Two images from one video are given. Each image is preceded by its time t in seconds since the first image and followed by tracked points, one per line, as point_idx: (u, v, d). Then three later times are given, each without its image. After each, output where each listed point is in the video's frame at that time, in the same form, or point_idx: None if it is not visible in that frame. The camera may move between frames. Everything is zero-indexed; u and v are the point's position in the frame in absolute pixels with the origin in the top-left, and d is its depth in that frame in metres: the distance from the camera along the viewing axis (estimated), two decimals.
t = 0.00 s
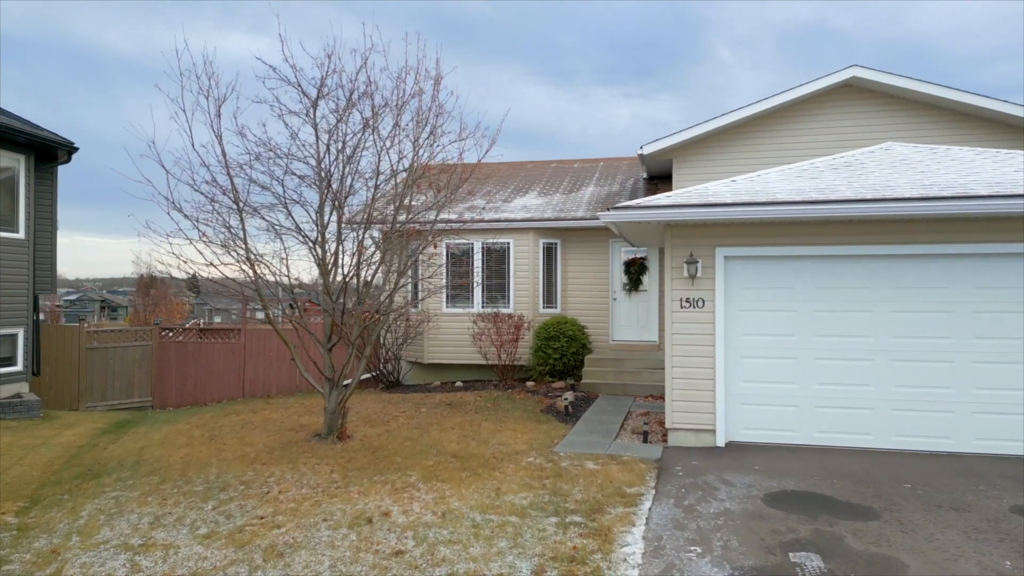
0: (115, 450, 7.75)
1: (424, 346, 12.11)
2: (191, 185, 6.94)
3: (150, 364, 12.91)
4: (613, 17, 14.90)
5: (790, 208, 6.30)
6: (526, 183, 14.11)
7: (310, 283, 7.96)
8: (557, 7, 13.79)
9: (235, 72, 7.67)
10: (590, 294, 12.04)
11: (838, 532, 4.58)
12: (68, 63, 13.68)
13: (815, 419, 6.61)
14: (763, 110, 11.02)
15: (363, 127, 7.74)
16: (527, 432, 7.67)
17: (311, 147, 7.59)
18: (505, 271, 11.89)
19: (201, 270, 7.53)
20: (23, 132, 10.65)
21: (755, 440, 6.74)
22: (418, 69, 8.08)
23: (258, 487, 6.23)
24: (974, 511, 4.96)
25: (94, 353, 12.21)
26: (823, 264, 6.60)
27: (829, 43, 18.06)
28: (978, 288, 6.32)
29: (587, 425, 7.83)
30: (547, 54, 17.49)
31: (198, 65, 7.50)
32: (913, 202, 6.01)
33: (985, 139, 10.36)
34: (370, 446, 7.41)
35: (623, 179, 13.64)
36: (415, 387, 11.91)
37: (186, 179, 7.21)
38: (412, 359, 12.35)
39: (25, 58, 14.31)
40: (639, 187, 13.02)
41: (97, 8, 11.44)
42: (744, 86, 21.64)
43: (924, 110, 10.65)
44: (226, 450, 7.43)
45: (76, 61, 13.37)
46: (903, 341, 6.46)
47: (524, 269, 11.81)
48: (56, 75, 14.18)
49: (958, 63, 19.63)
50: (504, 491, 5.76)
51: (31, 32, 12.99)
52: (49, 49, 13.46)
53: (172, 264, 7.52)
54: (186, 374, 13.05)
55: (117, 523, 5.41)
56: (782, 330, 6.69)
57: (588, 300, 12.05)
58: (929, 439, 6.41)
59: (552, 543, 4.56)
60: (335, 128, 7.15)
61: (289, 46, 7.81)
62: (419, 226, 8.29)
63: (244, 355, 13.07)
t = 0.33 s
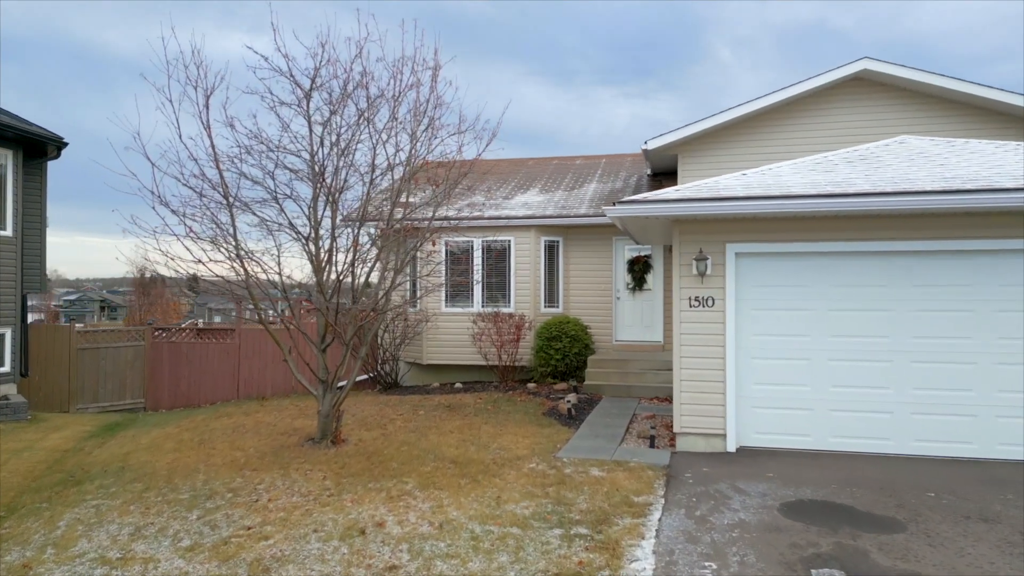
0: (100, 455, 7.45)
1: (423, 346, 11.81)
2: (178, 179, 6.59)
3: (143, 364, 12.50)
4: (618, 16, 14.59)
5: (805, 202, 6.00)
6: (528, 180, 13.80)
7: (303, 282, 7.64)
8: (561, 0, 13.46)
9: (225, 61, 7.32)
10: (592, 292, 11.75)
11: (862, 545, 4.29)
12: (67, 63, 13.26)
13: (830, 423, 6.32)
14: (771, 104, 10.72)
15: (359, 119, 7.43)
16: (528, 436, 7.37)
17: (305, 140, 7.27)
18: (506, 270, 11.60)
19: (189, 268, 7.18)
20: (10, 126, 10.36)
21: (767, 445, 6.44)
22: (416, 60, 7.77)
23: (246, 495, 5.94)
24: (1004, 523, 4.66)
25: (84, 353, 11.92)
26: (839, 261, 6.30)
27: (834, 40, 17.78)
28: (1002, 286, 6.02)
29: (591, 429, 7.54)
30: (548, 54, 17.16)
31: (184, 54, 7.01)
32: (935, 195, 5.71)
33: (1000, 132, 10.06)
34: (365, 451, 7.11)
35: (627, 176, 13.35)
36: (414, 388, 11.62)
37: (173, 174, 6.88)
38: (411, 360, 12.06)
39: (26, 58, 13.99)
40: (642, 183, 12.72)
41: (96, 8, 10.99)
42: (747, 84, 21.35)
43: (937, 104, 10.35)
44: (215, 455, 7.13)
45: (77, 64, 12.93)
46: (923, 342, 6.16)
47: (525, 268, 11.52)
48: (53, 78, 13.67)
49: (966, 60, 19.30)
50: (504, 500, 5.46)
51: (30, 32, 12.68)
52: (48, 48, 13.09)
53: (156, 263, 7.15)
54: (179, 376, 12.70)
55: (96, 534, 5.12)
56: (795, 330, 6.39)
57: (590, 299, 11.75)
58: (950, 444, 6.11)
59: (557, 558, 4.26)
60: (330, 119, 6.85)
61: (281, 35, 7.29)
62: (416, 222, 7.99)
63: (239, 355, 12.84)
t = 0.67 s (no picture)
0: (84, 461, 7.16)
1: (421, 347, 11.52)
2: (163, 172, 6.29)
3: (134, 366, 12.32)
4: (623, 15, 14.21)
5: (822, 196, 5.71)
6: (529, 177, 13.49)
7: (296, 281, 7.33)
8: None
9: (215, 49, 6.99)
10: (595, 292, 11.46)
11: (889, 562, 4.00)
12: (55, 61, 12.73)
13: (847, 429, 6.02)
14: (780, 97, 10.42)
15: (354, 112, 7.12)
16: (530, 442, 7.07)
17: (296, 132, 6.97)
18: (506, 269, 11.30)
19: (175, 265, 6.86)
20: None
21: (780, 452, 6.15)
22: (413, 50, 7.45)
23: (234, 504, 5.65)
24: None
25: (75, 355, 11.63)
26: (856, 259, 6.01)
27: (841, 36, 17.48)
28: None
29: (595, 434, 7.24)
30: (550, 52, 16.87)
31: (171, 41, 6.67)
32: (960, 188, 5.41)
33: (1015, 127, 9.76)
34: (360, 458, 6.81)
35: (630, 173, 13.03)
36: (412, 390, 11.33)
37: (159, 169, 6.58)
38: (409, 361, 11.77)
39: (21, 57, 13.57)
40: (646, 180, 12.42)
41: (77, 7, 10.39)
42: (752, 82, 21.03)
43: (949, 98, 10.05)
44: (203, 461, 6.83)
45: (51, 68, 11.21)
46: (945, 343, 5.87)
47: (526, 268, 11.22)
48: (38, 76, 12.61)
49: (973, 59, 18.98)
50: (505, 511, 5.16)
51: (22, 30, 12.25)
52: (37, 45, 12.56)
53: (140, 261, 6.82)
54: (172, 377, 12.43)
55: (72, 549, 4.84)
56: (811, 331, 6.09)
57: (593, 299, 11.46)
58: (973, 450, 5.81)
59: None
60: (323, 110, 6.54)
61: (273, 24, 6.93)
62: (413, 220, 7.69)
63: (233, 355, 12.40)
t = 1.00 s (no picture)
0: (67, 468, 6.86)
1: (420, 348, 11.23)
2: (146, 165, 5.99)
3: (126, 368, 11.92)
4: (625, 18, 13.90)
5: (839, 190, 5.40)
6: (530, 174, 13.19)
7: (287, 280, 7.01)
8: None
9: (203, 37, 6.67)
10: (598, 291, 11.17)
11: None
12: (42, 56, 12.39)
13: (866, 435, 5.73)
14: (790, 91, 10.11)
15: (348, 104, 6.82)
16: (532, 448, 6.77)
17: (287, 125, 6.66)
18: (507, 268, 11.01)
19: (159, 264, 6.54)
20: None
21: (794, 459, 5.85)
22: (410, 41, 7.14)
23: (219, 516, 5.35)
24: None
25: (64, 357, 11.28)
26: (875, 256, 5.71)
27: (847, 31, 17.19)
28: None
29: (600, 439, 6.95)
30: (552, 56, 16.58)
31: (156, 29, 6.36)
32: (988, 181, 5.12)
33: None
34: (354, 465, 6.51)
35: (634, 170, 12.73)
36: (410, 392, 11.03)
37: (143, 162, 6.28)
38: (407, 362, 11.47)
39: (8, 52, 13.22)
40: (650, 177, 12.12)
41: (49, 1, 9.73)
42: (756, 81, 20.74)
43: (964, 93, 9.76)
44: (190, 469, 6.53)
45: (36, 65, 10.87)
46: (969, 346, 5.57)
47: (527, 268, 10.93)
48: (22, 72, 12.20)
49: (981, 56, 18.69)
50: (506, 523, 4.87)
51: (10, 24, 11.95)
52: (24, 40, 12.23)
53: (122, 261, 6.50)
54: (166, 380, 12.03)
55: (45, 566, 4.55)
56: (827, 332, 5.79)
57: (596, 299, 11.17)
58: (998, 458, 5.51)
59: None
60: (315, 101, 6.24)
61: (263, 11, 6.60)
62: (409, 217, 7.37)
63: (228, 357, 12.16)
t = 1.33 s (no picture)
0: (47, 475, 6.56)
1: (418, 348, 10.94)
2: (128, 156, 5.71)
3: (116, 368, 11.61)
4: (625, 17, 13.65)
5: (858, 183, 5.11)
6: (530, 171, 12.89)
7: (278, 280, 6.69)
8: None
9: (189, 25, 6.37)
10: (600, 290, 10.88)
11: None
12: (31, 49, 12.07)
13: (885, 441, 5.44)
14: (799, 84, 9.81)
15: (341, 96, 6.54)
16: (534, 454, 6.47)
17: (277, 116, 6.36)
18: (507, 266, 10.71)
19: (142, 261, 6.24)
20: None
21: (809, 466, 5.56)
22: (406, 30, 6.85)
23: (203, 526, 5.06)
24: None
25: (53, 358, 10.96)
26: (894, 253, 5.42)
27: (850, 29, 16.91)
28: None
29: (604, 444, 6.65)
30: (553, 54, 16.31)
31: (139, 16, 6.07)
32: (1017, 173, 4.82)
33: None
34: (347, 471, 6.22)
35: (636, 166, 12.44)
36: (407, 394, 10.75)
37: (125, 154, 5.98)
38: (404, 363, 11.19)
39: None
40: (653, 173, 11.83)
41: None
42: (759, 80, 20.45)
43: (977, 87, 9.47)
44: (175, 475, 6.23)
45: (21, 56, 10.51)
46: (994, 347, 5.28)
47: (528, 266, 10.63)
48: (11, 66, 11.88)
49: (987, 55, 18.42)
50: (507, 536, 4.57)
51: None
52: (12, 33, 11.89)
53: (103, 258, 6.21)
54: (156, 381, 11.76)
55: None
56: (844, 332, 5.50)
57: (598, 298, 10.88)
58: None
59: None
60: (306, 91, 5.96)
61: None
62: (405, 213, 7.07)
63: (221, 357, 11.92)
